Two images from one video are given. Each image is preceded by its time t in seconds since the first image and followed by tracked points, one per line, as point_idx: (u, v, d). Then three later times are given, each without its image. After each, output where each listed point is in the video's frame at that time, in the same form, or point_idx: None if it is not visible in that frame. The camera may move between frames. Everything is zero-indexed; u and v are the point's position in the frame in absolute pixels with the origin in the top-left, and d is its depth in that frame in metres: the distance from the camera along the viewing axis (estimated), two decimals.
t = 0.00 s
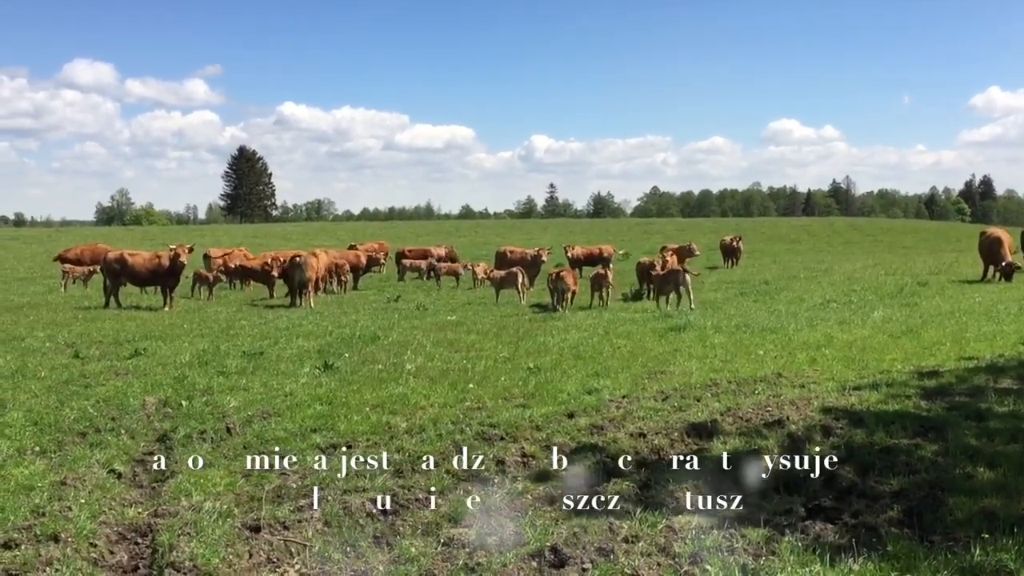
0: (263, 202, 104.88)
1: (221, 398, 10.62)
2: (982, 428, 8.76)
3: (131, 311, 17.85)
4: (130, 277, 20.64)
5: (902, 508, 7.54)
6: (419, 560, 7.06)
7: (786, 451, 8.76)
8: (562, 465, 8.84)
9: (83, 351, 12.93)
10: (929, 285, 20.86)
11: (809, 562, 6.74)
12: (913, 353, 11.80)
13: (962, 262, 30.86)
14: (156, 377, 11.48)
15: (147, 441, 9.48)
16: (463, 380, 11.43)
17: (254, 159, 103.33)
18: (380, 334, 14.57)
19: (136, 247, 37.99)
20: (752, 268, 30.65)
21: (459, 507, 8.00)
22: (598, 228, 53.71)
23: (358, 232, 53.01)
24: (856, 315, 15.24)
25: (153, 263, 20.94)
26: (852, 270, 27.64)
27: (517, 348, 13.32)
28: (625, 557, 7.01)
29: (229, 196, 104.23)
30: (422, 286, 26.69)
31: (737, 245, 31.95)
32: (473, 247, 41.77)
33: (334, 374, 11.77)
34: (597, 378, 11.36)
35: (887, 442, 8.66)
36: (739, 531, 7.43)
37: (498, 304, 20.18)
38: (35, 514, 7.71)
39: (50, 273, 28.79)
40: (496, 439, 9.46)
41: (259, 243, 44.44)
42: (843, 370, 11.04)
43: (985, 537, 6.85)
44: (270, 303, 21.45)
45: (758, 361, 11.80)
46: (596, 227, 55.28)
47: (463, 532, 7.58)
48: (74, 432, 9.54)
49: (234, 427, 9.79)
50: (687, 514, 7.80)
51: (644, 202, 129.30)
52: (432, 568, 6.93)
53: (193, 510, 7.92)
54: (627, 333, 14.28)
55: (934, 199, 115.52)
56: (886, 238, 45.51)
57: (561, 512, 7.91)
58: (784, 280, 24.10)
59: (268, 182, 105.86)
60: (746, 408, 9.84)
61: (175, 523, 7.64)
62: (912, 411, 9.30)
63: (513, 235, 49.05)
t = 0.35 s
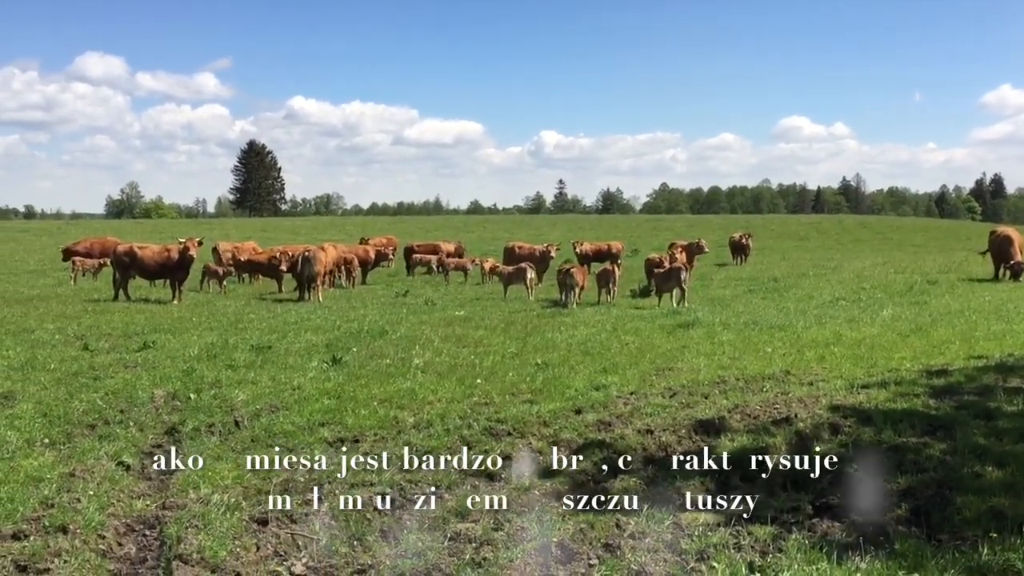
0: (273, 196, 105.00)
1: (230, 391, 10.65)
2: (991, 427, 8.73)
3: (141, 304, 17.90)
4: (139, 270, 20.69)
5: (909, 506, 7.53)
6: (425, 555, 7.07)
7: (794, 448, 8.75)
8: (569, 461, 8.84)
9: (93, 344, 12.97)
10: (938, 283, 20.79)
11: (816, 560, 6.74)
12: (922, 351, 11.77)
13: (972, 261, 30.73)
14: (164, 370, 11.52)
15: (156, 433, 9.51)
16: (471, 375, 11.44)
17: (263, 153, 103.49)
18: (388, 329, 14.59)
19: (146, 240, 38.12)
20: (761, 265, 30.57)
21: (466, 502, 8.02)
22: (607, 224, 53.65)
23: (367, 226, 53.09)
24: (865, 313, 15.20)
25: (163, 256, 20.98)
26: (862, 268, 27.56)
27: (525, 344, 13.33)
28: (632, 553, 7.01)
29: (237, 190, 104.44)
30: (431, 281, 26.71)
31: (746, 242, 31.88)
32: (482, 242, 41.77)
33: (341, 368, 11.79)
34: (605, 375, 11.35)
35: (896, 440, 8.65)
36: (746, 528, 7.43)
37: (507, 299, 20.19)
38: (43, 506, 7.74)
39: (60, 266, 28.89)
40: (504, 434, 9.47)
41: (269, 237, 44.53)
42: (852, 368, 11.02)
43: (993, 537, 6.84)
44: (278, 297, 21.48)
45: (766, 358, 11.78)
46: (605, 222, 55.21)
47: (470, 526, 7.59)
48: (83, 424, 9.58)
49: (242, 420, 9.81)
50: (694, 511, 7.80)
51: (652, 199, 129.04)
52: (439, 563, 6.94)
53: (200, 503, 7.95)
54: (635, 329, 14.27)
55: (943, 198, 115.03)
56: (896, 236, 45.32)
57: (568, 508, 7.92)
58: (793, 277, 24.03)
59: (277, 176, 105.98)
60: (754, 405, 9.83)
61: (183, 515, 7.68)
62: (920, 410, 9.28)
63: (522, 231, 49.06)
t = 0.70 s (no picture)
0: (286, 188, 105.10)
1: (243, 382, 10.69)
2: (1007, 424, 8.69)
3: (155, 295, 17.99)
4: (155, 261, 20.77)
5: (924, 502, 7.50)
6: (438, 546, 7.09)
7: (808, 443, 8.73)
8: (582, 454, 8.85)
9: (108, 334, 13.04)
10: (955, 279, 20.63)
11: (829, 554, 6.72)
12: (937, 347, 11.72)
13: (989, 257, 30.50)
14: (179, 360, 11.57)
15: (170, 423, 9.56)
16: (484, 368, 11.45)
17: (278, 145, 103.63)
18: (401, 321, 14.61)
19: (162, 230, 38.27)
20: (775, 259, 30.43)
21: (479, 495, 8.03)
22: (621, 217, 53.54)
23: (381, 218, 53.16)
24: (880, 309, 15.14)
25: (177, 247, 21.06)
26: (876, 263, 27.42)
27: (538, 337, 13.33)
28: (644, 547, 7.01)
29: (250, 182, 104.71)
30: (443, 273, 26.72)
31: (761, 236, 31.75)
32: (495, 235, 41.74)
33: (355, 360, 11.82)
34: (618, 368, 11.35)
35: (910, 436, 8.61)
36: (759, 522, 7.41)
37: (520, 292, 20.18)
38: (59, 494, 7.79)
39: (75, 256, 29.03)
40: (516, 427, 9.48)
41: (284, 229, 44.61)
42: (866, 363, 10.98)
43: (1008, 534, 6.82)
44: (291, 288, 21.53)
45: (781, 353, 11.75)
46: (619, 216, 55.08)
47: (482, 518, 7.60)
48: (98, 413, 9.63)
49: (256, 411, 9.85)
50: (706, 505, 7.79)
51: (664, 193, 128.62)
52: (452, 554, 6.95)
53: (214, 492, 7.99)
54: (648, 323, 14.26)
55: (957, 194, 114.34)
56: (912, 232, 45.03)
57: (581, 501, 7.92)
58: (808, 272, 23.93)
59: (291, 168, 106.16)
60: (768, 399, 9.81)
61: (197, 505, 7.72)
62: (935, 406, 9.25)
63: (536, 224, 49.03)
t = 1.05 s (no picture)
0: (305, 185, 105.41)
1: (263, 378, 10.74)
2: None
3: (175, 291, 18.11)
4: (174, 257, 20.91)
5: (945, 500, 7.45)
6: (457, 542, 7.11)
7: (828, 440, 8.69)
8: (601, 451, 8.85)
9: (128, 330, 13.14)
10: (977, 275, 20.45)
11: (850, 552, 6.69)
12: (959, 344, 11.63)
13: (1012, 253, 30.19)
14: (199, 355, 11.64)
15: (190, 419, 9.63)
16: (503, 364, 11.46)
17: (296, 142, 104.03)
18: (419, 317, 14.65)
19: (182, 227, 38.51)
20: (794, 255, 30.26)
21: (498, 491, 8.04)
22: (639, 213, 53.40)
23: (399, 215, 53.27)
24: (902, 305, 15.04)
25: (197, 243, 21.17)
26: (897, 259, 27.20)
27: (556, 333, 13.33)
28: (664, 543, 7.01)
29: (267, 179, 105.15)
30: (460, 269, 26.75)
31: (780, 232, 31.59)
32: (513, 232, 41.74)
33: (374, 355, 11.86)
34: (637, 365, 11.33)
35: (932, 434, 8.57)
36: (779, 520, 7.39)
37: (537, 289, 20.16)
38: (81, 488, 7.86)
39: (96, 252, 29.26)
40: (535, 423, 9.49)
41: (303, 225, 44.78)
42: (888, 360, 10.91)
43: None
44: (309, 285, 21.62)
45: (801, 349, 11.70)
46: (637, 212, 54.96)
47: (502, 514, 7.61)
48: (119, 408, 9.71)
49: (276, 407, 9.90)
50: (726, 502, 7.77)
51: (680, 189, 128.21)
52: (471, 550, 6.96)
53: (234, 487, 8.04)
54: (667, 319, 14.23)
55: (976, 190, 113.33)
56: (934, 228, 44.65)
57: (600, 497, 7.92)
58: (827, 269, 23.79)
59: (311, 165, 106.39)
60: (788, 396, 9.78)
61: (217, 500, 7.76)
62: (958, 403, 9.18)
63: (553, 220, 48.99)
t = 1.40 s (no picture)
0: (324, 185, 105.69)
1: (281, 378, 10.78)
2: None
3: (194, 292, 18.19)
4: (193, 259, 21.02)
5: (967, 501, 7.41)
6: (475, 542, 7.11)
7: (848, 440, 8.65)
8: (619, 451, 8.83)
9: (148, 330, 13.22)
10: (999, 274, 20.27)
11: (871, 553, 6.65)
12: (981, 344, 11.55)
13: None
14: (218, 356, 11.70)
15: (209, 419, 9.67)
16: (520, 364, 11.46)
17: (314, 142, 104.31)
18: (437, 317, 14.66)
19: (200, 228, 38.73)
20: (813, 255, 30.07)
21: (516, 491, 8.04)
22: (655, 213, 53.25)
23: (415, 215, 53.35)
24: (922, 305, 14.94)
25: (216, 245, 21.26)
26: (917, 258, 26.99)
27: (574, 333, 13.33)
28: (683, 544, 6.99)
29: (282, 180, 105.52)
30: (476, 270, 26.76)
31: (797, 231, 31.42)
32: (530, 232, 41.72)
33: (392, 356, 11.89)
34: (655, 365, 11.32)
35: (953, 434, 8.51)
36: (799, 520, 7.36)
37: (554, 289, 20.15)
38: (102, 488, 7.91)
39: (115, 253, 29.45)
40: (553, 423, 9.48)
41: (320, 226, 44.92)
42: (908, 360, 10.85)
43: None
44: (326, 285, 21.69)
45: (820, 349, 11.66)
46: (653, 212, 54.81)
47: (520, 515, 7.61)
48: (139, 409, 9.77)
49: (294, 407, 9.94)
50: (745, 502, 7.74)
51: (699, 186, 128.08)
52: (490, 550, 6.96)
53: (253, 488, 8.07)
54: (685, 319, 14.20)
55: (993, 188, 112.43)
56: (954, 227, 44.31)
57: (618, 497, 7.91)
58: (847, 268, 23.65)
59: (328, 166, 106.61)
60: (807, 396, 9.74)
61: (237, 500, 7.80)
62: (979, 403, 9.13)
63: (569, 220, 48.92)
